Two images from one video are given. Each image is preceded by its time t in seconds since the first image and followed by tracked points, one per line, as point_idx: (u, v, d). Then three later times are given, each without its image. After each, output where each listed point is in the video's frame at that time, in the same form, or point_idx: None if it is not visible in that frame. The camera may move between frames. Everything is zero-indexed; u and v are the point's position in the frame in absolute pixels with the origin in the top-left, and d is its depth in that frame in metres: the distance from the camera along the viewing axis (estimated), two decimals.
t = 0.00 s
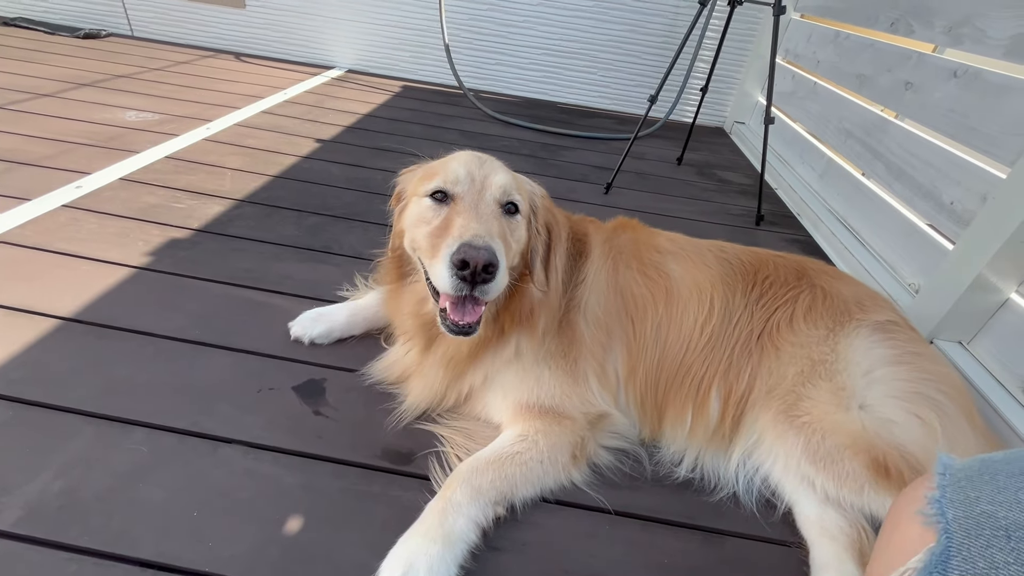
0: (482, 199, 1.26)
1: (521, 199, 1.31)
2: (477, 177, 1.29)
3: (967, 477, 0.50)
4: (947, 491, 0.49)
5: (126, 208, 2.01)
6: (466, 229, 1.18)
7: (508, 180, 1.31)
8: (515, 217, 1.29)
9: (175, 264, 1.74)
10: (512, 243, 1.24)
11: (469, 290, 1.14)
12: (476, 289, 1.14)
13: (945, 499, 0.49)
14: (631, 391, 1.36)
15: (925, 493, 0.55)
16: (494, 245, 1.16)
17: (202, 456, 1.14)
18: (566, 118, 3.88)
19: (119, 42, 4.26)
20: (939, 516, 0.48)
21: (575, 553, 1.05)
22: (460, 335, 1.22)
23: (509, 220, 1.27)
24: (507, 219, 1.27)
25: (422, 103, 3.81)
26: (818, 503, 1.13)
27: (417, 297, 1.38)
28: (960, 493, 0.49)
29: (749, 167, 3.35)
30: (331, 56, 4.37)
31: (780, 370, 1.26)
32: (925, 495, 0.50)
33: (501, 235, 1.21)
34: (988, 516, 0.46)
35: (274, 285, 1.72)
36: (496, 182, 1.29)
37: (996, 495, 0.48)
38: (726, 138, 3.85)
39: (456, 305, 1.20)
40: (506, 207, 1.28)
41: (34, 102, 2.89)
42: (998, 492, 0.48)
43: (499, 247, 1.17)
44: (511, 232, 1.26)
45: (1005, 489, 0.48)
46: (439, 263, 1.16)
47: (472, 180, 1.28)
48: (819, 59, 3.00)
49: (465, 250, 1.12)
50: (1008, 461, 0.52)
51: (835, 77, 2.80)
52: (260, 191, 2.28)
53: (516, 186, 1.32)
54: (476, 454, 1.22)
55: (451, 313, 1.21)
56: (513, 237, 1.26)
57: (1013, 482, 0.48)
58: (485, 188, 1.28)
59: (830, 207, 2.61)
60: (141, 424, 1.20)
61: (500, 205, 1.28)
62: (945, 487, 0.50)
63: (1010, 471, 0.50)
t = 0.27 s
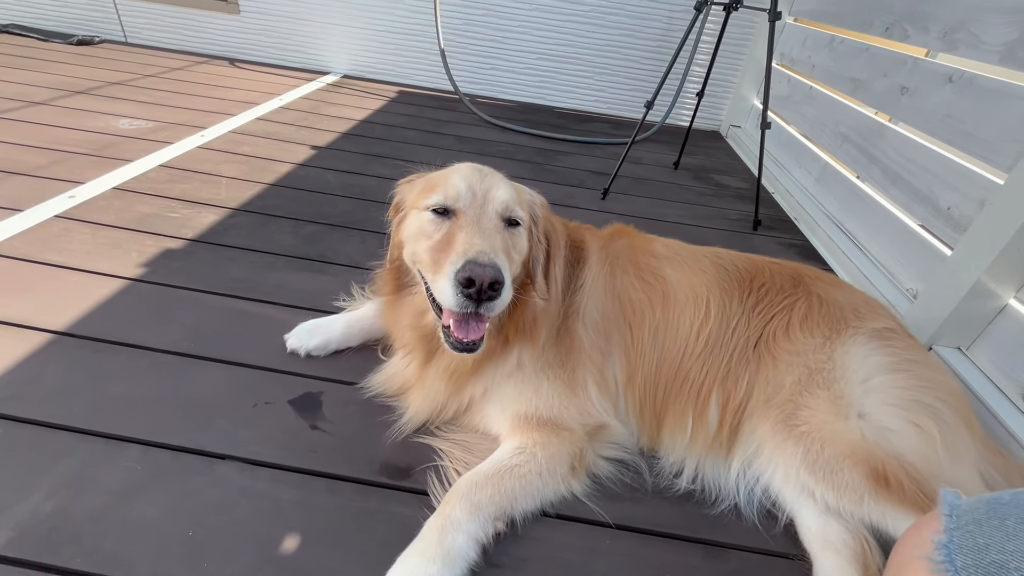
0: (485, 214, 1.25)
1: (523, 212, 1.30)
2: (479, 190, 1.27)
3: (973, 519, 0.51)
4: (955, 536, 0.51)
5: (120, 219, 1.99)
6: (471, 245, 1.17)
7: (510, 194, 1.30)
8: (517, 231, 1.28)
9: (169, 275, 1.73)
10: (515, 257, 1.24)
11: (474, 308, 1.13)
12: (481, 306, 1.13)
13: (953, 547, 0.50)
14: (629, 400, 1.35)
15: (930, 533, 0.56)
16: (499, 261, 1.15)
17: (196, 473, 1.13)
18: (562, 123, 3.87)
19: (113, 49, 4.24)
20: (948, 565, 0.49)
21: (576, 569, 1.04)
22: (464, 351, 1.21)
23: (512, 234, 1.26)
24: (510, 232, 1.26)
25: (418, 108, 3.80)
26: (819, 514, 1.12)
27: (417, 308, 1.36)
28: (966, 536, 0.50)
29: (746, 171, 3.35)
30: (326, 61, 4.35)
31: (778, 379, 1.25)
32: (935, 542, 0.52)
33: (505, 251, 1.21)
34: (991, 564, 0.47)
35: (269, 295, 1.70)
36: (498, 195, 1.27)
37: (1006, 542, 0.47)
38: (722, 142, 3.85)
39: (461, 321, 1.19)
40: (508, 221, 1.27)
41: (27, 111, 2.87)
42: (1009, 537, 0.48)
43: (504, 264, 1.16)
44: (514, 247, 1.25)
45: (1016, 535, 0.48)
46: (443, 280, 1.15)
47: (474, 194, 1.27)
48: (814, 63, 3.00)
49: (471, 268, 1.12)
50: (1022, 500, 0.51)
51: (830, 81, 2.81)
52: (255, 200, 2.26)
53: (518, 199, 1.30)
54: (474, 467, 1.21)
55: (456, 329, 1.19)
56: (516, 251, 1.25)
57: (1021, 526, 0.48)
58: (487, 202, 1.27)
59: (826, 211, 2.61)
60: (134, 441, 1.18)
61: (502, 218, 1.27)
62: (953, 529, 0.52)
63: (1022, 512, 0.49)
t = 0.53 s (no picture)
0: (476, 212, 1.24)
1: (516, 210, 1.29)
2: (471, 189, 1.26)
3: (979, 521, 0.50)
4: (960, 538, 0.50)
5: (114, 223, 1.98)
6: (461, 243, 1.16)
7: (503, 192, 1.29)
8: (511, 229, 1.27)
9: (164, 279, 1.71)
10: (509, 255, 1.22)
11: (463, 307, 1.12)
12: (471, 305, 1.12)
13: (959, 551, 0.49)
14: (628, 402, 1.34)
15: (934, 538, 0.55)
16: (489, 259, 1.13)
17: (191, 480, 1.11)
18: (559, 124, 3.87)
19: (107, 54, 4.23)
20: (954, 568, 0.49)
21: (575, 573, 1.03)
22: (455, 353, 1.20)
23: (505, 232, 1.25)
24: (502, 230, 1.25)
25: (414, 111, 3.80)
26: (821, 515, 1.11)
27: (413, 308, 1.35)
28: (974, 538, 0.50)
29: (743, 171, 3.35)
30: (322, 64, 4.35)
31: (778, 378, 1.24)
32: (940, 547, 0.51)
33: (496, 249, 1.19)
34: (995, 566, 0.46)
35: (265, 299, 1.69)
36: (491, 194, 1.27)
37: (1014, 545, 0.47)
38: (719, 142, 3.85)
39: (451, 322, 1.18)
40: (501, 219, 1.26)
41: (20, 116, 2.85)
42: (1013, 539, 0.47)
43: (495, 262, 1.14)
44: (507, 245, 1.23)
45: None
46: (433, 279, 1.14)
47: (466, 193, 1.26)
48: (809, 62, 3.01)
49: (459, 266, 1.10)
50: None
51: (826, 80, 2.81)
52: (251, 203, 2.25)
53: (511, 198, 1.29)
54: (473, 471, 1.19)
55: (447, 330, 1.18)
56: (510, 249, 1.24)
57: None
58: (479, 200, 1.26)
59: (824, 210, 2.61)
60: (127, 447, 1.16)
61: (495, 216, 1.25)
62: (959, 532, 0.51)
63: None
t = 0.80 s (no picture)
0: (473, 206, 1.23)
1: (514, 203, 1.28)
2: (468, 183, 1.26)
3: (989, 525, 0.50)
4: (971, 544, 0.50)
5: (111, 228, 1.97)
6: (456, 236, 1.15)
7: (500, 185, 1.28)
8: (509, 222, 1.26)
9: (162, 284, 1.70)
10: (507, 248, 1.21)
11: (460, 298, 1.12)
12: (467, 296, 1.12)
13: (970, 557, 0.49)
14: (630, 400, 1.33)
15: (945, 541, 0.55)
16: (485, 249, 1.13)
17: (190, 486, 1.10)
18: (557, 126, 3.87)
19: (104, 59, 4.22)
20: None
21: None
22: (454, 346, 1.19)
23: (503, 226, 1.24)
24: (500, 223, 1.24)
25: (412, 113, 3.79)
26: (826, 516, 1.11)
27: (414, 308, 1.35)
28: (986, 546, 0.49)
29: (741, 171, 3.35)
30: (319, 67, 4.34)
31: (782, 377, 1.23)
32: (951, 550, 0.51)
33: (493, 241, 1.19)
34: (1007, 572, 0.45)
35: (263, 303, 1.68)
36: (488, 188, 1.26)
37: None
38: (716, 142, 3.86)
39: (449, 313, 1.17)
40: (498, 212, 1.25)
41: (16, 121, 2.84)
42: None
43: (491, 253, 1.14)
44: (505, 237, 1.23)
45: None
46: (430, 272, 1.14)
47: (463, 186, 1.25)
48: (806, 62, 3.01)
49: (454, 257, 1.10)
50: None
51: (823, 80, 2.81)
52: (249, 207, 2.24)
53: (508, 191, 1.29)
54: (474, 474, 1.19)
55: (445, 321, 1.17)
56: (508, 242, 1.23)
57: None
58: (476, 193, 1.25)
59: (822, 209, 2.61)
60: (126, 454, 1.15)
61: (493, 210, 1.25)
62: (969, 538, 0.51)
63: None
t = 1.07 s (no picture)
0: (476, 212, 1.24)
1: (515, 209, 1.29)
2: (470, 190, 1.27)
3: (975, 556, 0.53)
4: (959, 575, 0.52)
5: (112, 239, 1.98)
6: (461, 241, 1.17)
7: (502, 193, 1.29)
8: (511, 228, 1.27)
9: (164, 296, 1.71)
10: (509, 253, 1.23)
11: (466, 300, 1.14)
12: (474, 298, 1.14)
13: None
14: (630, 407, 1.34)
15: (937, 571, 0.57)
16: (489, 252, 1.15)
17: (195, 500, 1.11)
18: (554, 131, 3.89)
19: (103, 67, 4.23)
20: None
21: None
22: (463, 330, 1.21)
23: (505, 232, 1.25)
24: (502, 229, 1.26)
25: (410, 120, 3.81)
26: (825, 523, 1.13)
27: (421, 322, 1.36)
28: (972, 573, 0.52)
29: (738, 175, 3.37)
30: (317, 74, 4.36)
31: (782, 385, 1.25)
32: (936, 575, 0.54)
33: (497, 246, 1.20)
34: None
35: (265, 314, 1.69)
36: (490, 195, 1.27)
37: None
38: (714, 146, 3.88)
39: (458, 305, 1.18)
40: (501, 218, 1.27)
41: (16, 132, 2.85)
42: None
43: (496, 257, 1.15)
44: (508, 243, 1.24)
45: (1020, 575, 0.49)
46: (435, 276, 1.16)
47: (465, 194, 1.26)
48: (801, 67, 3.03)
49: (460, 259, 1.12)
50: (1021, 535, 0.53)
51: (818, 85, 2.83)
52: (249, 216, 2.25)
53: (510, 198, 1.30)
54: (477, 485, 1.19)
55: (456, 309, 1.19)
56: (511, 248, 1.24)
57: None
58: (478, 200, 1.26)
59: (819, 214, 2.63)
60: (131, 468, 1.16)
61: (495, 217, 1.26)
62: (956, 567, 0.53)
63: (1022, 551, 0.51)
